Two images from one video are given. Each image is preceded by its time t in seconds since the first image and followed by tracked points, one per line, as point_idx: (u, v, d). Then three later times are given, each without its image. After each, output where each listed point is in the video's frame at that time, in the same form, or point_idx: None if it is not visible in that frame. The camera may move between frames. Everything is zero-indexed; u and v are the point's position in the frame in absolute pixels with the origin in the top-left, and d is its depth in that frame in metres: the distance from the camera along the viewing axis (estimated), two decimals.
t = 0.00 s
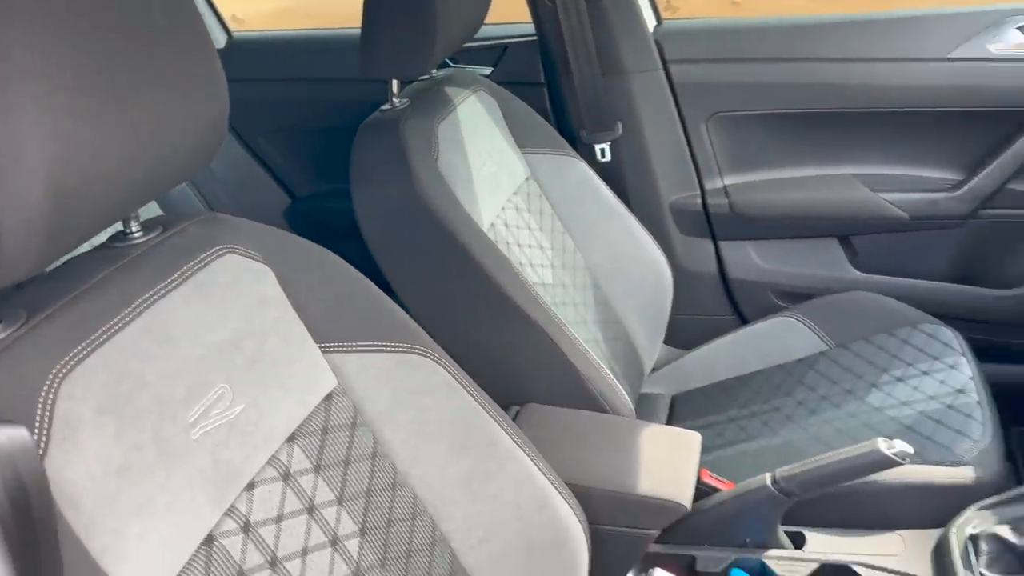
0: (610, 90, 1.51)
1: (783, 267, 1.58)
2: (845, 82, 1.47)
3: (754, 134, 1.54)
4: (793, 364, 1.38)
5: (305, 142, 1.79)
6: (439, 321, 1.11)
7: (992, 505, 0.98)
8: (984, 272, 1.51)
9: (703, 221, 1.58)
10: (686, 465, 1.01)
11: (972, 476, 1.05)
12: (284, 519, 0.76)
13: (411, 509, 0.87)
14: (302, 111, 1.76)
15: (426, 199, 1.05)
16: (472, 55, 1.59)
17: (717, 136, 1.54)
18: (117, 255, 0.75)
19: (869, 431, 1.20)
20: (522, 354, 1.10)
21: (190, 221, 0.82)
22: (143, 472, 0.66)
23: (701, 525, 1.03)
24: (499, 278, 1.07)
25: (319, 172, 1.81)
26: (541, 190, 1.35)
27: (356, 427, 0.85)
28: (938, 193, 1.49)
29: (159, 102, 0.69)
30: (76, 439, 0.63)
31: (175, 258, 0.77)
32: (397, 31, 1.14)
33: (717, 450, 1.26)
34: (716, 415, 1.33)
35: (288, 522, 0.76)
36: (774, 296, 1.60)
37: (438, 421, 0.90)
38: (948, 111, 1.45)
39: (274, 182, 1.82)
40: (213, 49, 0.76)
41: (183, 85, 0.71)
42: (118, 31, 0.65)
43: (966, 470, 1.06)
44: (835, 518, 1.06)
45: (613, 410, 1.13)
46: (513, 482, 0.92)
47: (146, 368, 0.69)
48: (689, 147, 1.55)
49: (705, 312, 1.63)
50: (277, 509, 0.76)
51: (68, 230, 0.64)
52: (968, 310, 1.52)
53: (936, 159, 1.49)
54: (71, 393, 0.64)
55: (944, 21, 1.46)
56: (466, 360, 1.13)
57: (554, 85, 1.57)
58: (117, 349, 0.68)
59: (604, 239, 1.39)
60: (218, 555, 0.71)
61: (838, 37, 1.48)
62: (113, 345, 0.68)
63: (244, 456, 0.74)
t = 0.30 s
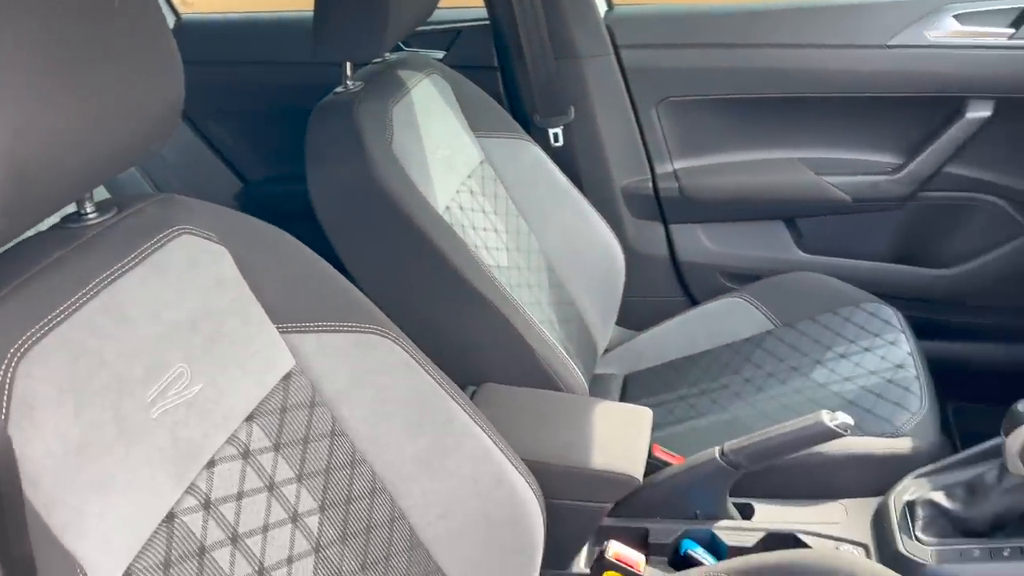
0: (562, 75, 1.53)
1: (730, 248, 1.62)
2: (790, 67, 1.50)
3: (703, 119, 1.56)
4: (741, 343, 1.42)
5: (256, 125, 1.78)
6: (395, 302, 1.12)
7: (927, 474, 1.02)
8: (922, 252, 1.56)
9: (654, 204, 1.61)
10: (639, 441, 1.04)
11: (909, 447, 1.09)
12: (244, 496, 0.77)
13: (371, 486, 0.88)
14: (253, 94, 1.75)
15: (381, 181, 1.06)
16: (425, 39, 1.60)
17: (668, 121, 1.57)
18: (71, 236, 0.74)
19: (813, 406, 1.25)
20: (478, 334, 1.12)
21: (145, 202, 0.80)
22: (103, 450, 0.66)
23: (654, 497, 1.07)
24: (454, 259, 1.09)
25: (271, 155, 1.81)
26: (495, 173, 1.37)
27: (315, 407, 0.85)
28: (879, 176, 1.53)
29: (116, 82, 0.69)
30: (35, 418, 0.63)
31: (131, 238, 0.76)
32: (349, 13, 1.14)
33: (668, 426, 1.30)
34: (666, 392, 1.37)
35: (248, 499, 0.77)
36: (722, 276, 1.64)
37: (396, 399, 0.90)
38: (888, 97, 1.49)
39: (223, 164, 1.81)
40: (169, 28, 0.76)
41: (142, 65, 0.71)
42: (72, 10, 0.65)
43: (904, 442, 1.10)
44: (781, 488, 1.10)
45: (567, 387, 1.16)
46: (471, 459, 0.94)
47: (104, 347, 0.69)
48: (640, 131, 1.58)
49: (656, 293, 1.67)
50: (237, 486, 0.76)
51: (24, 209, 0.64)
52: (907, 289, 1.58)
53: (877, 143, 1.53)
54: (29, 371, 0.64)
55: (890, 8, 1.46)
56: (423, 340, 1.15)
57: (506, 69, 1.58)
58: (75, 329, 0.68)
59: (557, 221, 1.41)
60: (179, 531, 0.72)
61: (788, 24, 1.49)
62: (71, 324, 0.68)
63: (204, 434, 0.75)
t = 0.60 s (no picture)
0: (522, 63, 1.55)
1: (688, 235, 1.66)
2: (746, 57, 1.52)
3: (661, 108, 1.59)
4: (699, 327, 1.45)
5: (216, 113, 1.77)
6: (360, 289, 1.13)
7: (874, 450, 1.06)
8: (872, 238, 1.61)
9: (614, 192, 1.64)
10: (601, 422, 1.07)
11: (860, 424, 1.14)
12: (214, 479, 0.77)
13: (339, 469, 0.89)
14: (212, 81, 1.74)
15: (346, 168, 1.07)
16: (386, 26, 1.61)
17: (627, 109, 1.59)
18: (36, 221, 0.74)
19: (768, 387, 1.28)
20: (443, 320, 1.14)
21: (111, 187, 0.80)
22: (74, 432, 0.67)
23: (615, 477, 1.10)
24: (419, 245, 1.10)
25: (230, 144, 1.80)
26: (457, 160, 1.38)
27: (282, 390, 0.86)
28: (831, 164, 1.57)
29: (82, 66, 0.69)
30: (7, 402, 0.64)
31: (98, 223, 0.76)
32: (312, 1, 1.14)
33: (628, 409, 1.33)
34: (627, 376, 1.40)
35: (218, 482, 0.78)
36: (680, 263, 1.68)
37: (363, 383, 0.91)
38: (840, 87, 1.53)
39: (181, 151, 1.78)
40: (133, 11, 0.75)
41: (108, 50, 0.72)
42: None
43: (854, 420, 1.15)
44: (737, 467, 1.14)
45: (530, 370, 1.18)
46: (437, 441, 0.95)
47: (74, 330, 0.69)
48: (600, 120, 1.60)
49: (617, 280, 1.70)
50: (207, 469, 0.77)
51: None
52: (859, 275, 1.63)
53: (829, 132, 1.57)
54: None
55: None
56: (388, 326, 1.16)
57: (468, 57, 1.59)
58: (44, 313, 0.68)
59: (518, 208, 1.43)
60: (150, 513, 0.72)
61: (744, 15, 1.52)
62: (40, 308, 0.68)
63: (173, 417, 0.75)
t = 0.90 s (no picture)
0: (492, 57, 1.57)
1: (654, 228, 1.69)
2: (710, 53, 1.55)
3: (628, 103, 1.62)
4: (663, 318, 1.48)
5: (184, 104, 1.76)
6: (332, 280, 1.14)
7: (832, 436, 1.10)
8: (831, 232, 1.66)
9: (581, 185, 1.66)
10: (570, 410, 1.09)
11: (819, 412, 1.18)
12: (191, 465, 0.78)
13: (313, 456, 0.90)
14: (180, 72, 1.74)
15: (318, 160, 1.08)
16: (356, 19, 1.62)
17: (594, 104, 1.62)
18: (12, 209, 0.74)
19: (730, 376, 1.32)
20: (414, 310, 1.16)
21: (86, 175, 0.80)
22: (54, 418, 0.67)
23: (584, 463, 1.14)
24: (390, 236, 1.12)
25: (199, 135, 1.79)
26: (426, 152, 1.39)
27: (257, 378, 0.87)
28: (791, 159, 1.61)
29: (57, 54, 0.69)
30: None
31: (75, 211, 0.76)
32: None
33: (596, 398, 1.36)
34: (594, 366, 1.42)
35: (195, 468, 0.78)
36: (646, 255, 1.71)
37: (337, 371, 0.92)
38: (799, 85, 1.57)
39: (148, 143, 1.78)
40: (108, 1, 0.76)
41: (86, 41, 0.72)
42: None
43: (814, 406, 1.18)
44: (701, 453, 1.18)
45: (500, 359, 1.21)
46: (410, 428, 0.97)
47: (53, 317, 0.70)
48: (568, 115, 1.63)
49: (584, 273, 1.72)
50: (184, 455, 0.78)
51: None
52: (818, 268, 1.67)
53: (790, 128, 1.61)
54: None
55: None
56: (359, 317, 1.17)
57: (437, 51, 1.61)
58: (22, 300, 0.68)
59: (487, 201, 1.45)
60: (129, 498, 0.72)
61: (704, 13, 1.55)
62: (18, 296, 0.68)
63: (151, 403, 0.76)
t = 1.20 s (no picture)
0: (465, 52, 1.59)
1: (623, 221, 1.72)
2: (678, 50, 1.59)
3: (598, 98, 1.65)
4: (632, 309, 1.52)
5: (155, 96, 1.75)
6: (309, 270, 1.16)
7: (796, 421, 1.14)
8: (794, 225, 1.70)
9: (552, 178, 1.69)
10: (544, 397, 1.12)
11: (783, 398, 1.22)
12: (175, 448, 0.79)
13: (292, 441, 0.91)
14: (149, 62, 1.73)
15: (295, 151, 1.10)
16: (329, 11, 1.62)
17: (565, 98, 1.65)
18: None
19: (698, 364, 1.36)
20: (390, 300, 1.18)
21: (69, 162, 0.80)
22: (43, 400, 0.68)
23: (557, 448, 1.17)
24: (367, 227, 1.14)
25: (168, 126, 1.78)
26: (400, 145, 1.41)
27: (238, 364, 0.88)
28: (757, 154, 1.65)
29: (45, 41, 0.70)
30: None
31: (60, 197, 0.76)
32: None
33: (567, 387, 1.38)
34: (564, 356, 1.45)
35: (179, 451, 0.79)
36: (614, 248, 1.73)
37: (317, 358, 0.94)
38: (764, 81, 1.60)
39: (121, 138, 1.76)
40: None
41: (73, 32, 0.73)
42: None
43: (778, 393, 1.23)
44: (669, 438, 1.21)
45: (475, 347, 1.23)
46: (389, 414, 0.98)
47: (41, 301, 0.70)
48: (539, 109, 1.65)
49: (554, 265, 1.75)
50: (168, 438, 0.78)
51: None
52: (782, 260, 1.71)
53: (755, 124, 1.65)
54: None
55: None
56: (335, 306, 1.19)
57: (410, 45, 1.63)
58: (12, 284, 0.69)
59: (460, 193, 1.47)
60: (115, 480, 0.73)
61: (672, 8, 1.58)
62: (7, 280, 0.69)
63: (136, 387, 0.77)
